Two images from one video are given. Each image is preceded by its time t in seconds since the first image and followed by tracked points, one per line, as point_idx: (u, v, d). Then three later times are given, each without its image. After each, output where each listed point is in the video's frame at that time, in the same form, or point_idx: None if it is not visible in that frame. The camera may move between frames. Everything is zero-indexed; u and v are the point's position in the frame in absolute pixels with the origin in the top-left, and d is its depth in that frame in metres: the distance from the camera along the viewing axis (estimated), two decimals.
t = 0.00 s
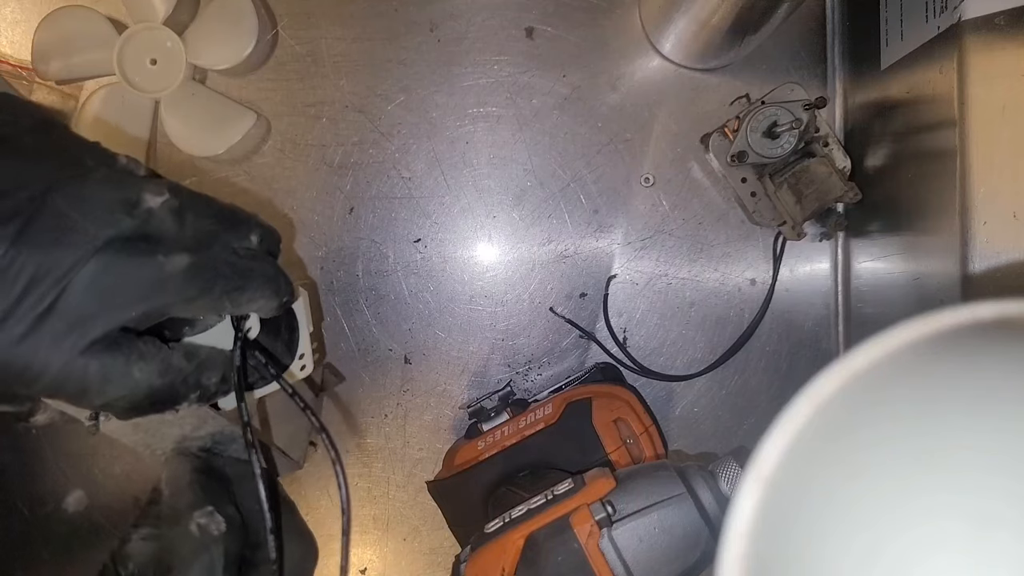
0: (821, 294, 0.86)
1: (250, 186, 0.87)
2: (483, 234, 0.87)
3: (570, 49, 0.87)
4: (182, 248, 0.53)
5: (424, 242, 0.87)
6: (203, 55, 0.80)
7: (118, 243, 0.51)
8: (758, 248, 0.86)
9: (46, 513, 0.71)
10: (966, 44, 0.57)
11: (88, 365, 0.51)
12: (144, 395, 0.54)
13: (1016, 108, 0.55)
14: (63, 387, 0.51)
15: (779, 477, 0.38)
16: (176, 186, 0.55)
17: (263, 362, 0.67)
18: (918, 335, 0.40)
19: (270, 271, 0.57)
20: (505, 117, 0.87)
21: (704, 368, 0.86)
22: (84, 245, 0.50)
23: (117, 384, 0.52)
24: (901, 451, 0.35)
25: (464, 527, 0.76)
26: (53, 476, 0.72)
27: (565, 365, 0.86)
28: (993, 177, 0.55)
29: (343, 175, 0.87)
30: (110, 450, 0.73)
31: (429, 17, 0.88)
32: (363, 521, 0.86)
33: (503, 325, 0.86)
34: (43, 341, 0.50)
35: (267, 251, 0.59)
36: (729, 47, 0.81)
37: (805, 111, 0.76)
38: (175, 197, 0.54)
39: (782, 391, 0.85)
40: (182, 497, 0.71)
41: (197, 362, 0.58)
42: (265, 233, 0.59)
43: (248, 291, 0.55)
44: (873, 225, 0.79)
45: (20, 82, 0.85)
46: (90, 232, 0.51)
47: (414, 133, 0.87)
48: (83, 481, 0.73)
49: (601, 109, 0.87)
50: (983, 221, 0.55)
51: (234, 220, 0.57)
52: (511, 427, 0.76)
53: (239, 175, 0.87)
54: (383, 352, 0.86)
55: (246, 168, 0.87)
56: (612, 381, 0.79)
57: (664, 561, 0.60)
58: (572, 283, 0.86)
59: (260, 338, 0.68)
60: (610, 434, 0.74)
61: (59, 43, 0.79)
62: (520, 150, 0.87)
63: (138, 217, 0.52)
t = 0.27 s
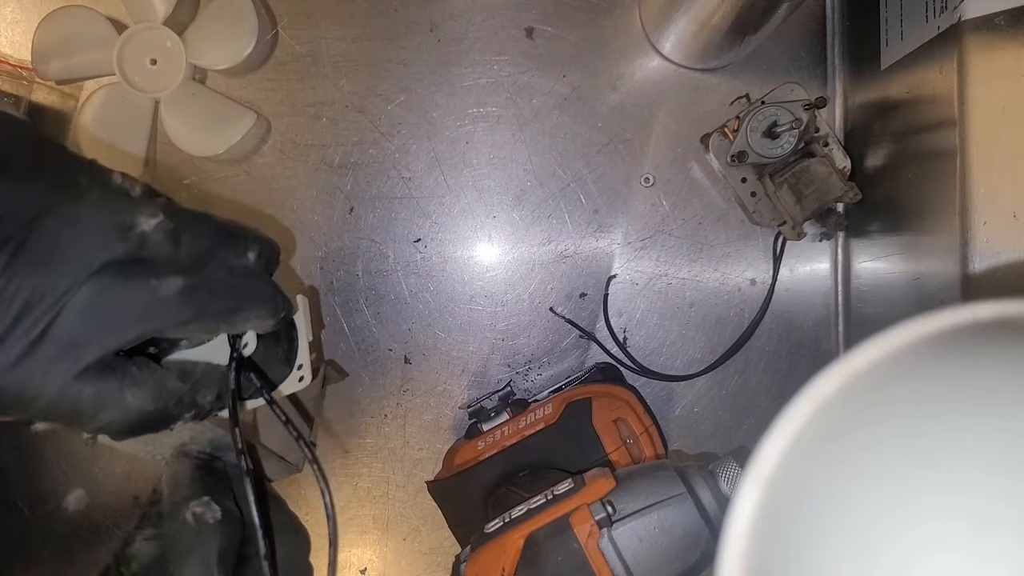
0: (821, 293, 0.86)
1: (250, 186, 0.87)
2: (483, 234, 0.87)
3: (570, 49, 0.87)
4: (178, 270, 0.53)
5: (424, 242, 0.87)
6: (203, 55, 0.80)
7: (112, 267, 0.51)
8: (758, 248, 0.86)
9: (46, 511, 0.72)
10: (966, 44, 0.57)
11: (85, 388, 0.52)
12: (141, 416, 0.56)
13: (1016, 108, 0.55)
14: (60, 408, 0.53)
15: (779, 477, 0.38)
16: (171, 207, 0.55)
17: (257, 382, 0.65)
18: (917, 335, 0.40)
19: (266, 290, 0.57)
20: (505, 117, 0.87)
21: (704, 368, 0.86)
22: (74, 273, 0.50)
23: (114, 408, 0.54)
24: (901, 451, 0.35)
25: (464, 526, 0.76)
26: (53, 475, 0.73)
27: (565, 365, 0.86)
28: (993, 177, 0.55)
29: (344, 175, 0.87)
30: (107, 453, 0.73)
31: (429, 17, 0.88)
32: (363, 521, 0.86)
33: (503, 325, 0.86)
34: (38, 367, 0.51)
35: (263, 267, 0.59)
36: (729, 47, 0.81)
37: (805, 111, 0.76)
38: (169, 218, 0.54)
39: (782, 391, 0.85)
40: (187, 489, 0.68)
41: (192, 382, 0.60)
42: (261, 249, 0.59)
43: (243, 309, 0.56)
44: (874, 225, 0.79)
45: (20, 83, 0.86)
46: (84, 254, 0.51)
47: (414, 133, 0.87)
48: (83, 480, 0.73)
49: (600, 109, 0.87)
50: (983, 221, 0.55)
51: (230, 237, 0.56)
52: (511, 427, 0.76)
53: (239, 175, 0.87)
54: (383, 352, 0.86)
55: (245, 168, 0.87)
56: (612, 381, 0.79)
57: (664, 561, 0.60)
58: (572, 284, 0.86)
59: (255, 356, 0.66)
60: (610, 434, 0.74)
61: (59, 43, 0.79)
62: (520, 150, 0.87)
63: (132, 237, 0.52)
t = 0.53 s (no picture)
0: (821, 293, 0.86)
1: (251, 186, 0.87)
2: (483, 234, 0.87)
3: (570, 49, 0.87)
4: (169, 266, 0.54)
5: (424, 242, 0.87)
6: (203, 54, 0.80)
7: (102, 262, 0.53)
8: (758, 248, 0.86)
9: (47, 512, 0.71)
10: (966, 44, 0.57)
11: (75, 380, 0.54)
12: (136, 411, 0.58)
13: (1016, 108, 0.55)
14: (52, 402, 0.55)
15: (779, 477, 0.38)
16: (164, 204, 0.56)
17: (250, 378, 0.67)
18: (918, 335, 0.40)
19: (260, 287, 0.59)
20: (505, 117, 0.87)
21: (704, 368, 0.86)
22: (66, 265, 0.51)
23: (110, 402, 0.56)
24: (901, 451, 0.35)
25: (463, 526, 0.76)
26: (53, 475, 0.72)
27: (565, 365, 0.86)
28: (993, 177, 0.55)
29: (344, 175, 0.87)
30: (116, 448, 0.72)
31: (429, 17, 0.88)
32: (363, 521, 0.86)
33: (503, 325, 0.86)
34: (29, 364, 0.52)
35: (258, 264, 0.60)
36: (729, 47, 0.81)
37: (805, 111, 0.76)
38: (161, 214, 0.55)
39: (783, 391, 0.85)
40: (221, 482, 0.74)
41: (186, 376, 0.62)
42: (258, 245, 0.60)
43: (236, 305, 0.57)
44: (874, 225, 0.79)
45: (21, 83, 0.86)
46: (76, 251, 0.52)
47: (414, 133, 0.87)
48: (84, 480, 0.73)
49: (600, 109, 0.87)
50: (983, 221, 0.55)
51: (224, 234, 0.58)
52: (511, 427, 0.76)
53: (239, 175, 0.87)
54: (383, 352, 0.86)
55: (245, 168, 0.87)
56: (612, 381, 0.79)
57: (664, 561, 0.60)
58: (572, 283, 0.86)
59: (250, 351, 0.67)
60: (610, 434, 0.74)
61: (58, 43, 0.79)
62: (520, 150, 0.87)
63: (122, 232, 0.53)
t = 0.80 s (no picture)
0: (821, 293, 0.86)
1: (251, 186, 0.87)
2: (483, 234, 0.87)
3: (570, 49, 0.87)
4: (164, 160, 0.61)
5: (424, 242, 0.87)
6: (203, 55, 0.81)
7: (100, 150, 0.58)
8: (758, 248, 0.86)
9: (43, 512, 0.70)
10: (966, 44, 0.57)
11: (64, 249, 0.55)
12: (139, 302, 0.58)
13: (1015, 108, 0.55)
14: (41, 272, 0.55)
15: (779, 477, 0.38)
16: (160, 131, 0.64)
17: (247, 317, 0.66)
18: (919, 335, 0.40)
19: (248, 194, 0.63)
20: (505, 117, 0.87)
21: (704, 368, 0.86)
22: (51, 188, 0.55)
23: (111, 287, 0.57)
24: (901, 451, 0.35)
25: (463, 527, 0.76)
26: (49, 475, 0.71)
27: (565, 365, 0.86)
28: (993, 177, 0.55)
29: (344, 175, 0.87)
30: (124, 430, 0.66)
31: (429, 17, 0.88)
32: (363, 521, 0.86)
33: (503, 325, 0.86)
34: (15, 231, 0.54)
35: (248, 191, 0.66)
36: (729, 47, 0.81)
37: (805, 111, 0.76)
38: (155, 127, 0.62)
39: (783, 391, 0.85)
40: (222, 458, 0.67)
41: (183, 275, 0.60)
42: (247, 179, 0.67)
43: (227, 201, 0.61)
44: (873, 225, 0.79)
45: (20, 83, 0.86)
46: (78, 138, 0.58)
47: (414, 133, 0.87)
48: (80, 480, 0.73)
49: (600, 108, 0.87)
50: (982, 221, 0.55)
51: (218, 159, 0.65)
52: (511, 426, 0.76)
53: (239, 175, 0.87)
54: (383, 352, 0.86)
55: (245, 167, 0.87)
56: (612, 381, 0.79)
57: (664, 562, 0.60)
58: (571, 283, 0.86)
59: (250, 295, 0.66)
60: (610, 434, 0.74)
61: (58, 43, 0.79)
62: (520, 150, 0.87)
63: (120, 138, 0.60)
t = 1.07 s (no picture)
0: (821, 294, 0.86)
1: (251, 186, 0.87)
2: (483, 234, 0.87)
3: (570, 49, 0.87)
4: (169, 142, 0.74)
5: (424, 242, 0.87)
6: (203, 55, 0.81)
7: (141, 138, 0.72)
8: (758, 248, 0.86)
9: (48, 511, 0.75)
10: (966, 44, 0.57)
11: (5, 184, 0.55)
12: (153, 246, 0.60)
13: (1016, 108, 0.55)
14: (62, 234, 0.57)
15: (779, 477, 0.38)
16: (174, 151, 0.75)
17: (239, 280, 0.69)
18: (919, 335, 0.40)
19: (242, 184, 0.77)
20: (505, 117, 0.87)
21: (704, 368, 0.86)
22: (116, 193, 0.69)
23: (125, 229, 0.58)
24: (901, 450, 0.35)
25: (463, 527, 0.76)
26: (53, 477, 0.76)
27: (565, 365, 0.86)
28: (993, 177, 0.55)
29: (344, 175, 0.87)
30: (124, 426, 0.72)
31: (429, 17, 0.88)
32: (363, 521, 0.86)
33: (503, 325, 0.86)
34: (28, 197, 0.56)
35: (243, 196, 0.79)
36: (729, 47, 0.81)
37: (805, 111, 0.76)
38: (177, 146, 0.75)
39: (783, 391, 0.85)
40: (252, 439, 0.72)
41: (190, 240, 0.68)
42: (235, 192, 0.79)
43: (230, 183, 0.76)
44: (873, 226, 0.79)
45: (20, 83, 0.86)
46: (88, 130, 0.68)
47: (414, 133, 0.87)
48: (84, 482, 0.75)
49: (600, 109, 0.87)
50: (983, 221, 0.55)
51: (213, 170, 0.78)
52: (511, 426, 0.76)
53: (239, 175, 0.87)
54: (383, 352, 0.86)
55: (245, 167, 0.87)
56: (612, 381, 0.79)
57: (664, 562, 0.60)
58: (571, 283, 0.86)
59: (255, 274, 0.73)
60: (610, 434, 0.74)
61: (58, 44, 0.79)
62: (520, 150, 0.87)
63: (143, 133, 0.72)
